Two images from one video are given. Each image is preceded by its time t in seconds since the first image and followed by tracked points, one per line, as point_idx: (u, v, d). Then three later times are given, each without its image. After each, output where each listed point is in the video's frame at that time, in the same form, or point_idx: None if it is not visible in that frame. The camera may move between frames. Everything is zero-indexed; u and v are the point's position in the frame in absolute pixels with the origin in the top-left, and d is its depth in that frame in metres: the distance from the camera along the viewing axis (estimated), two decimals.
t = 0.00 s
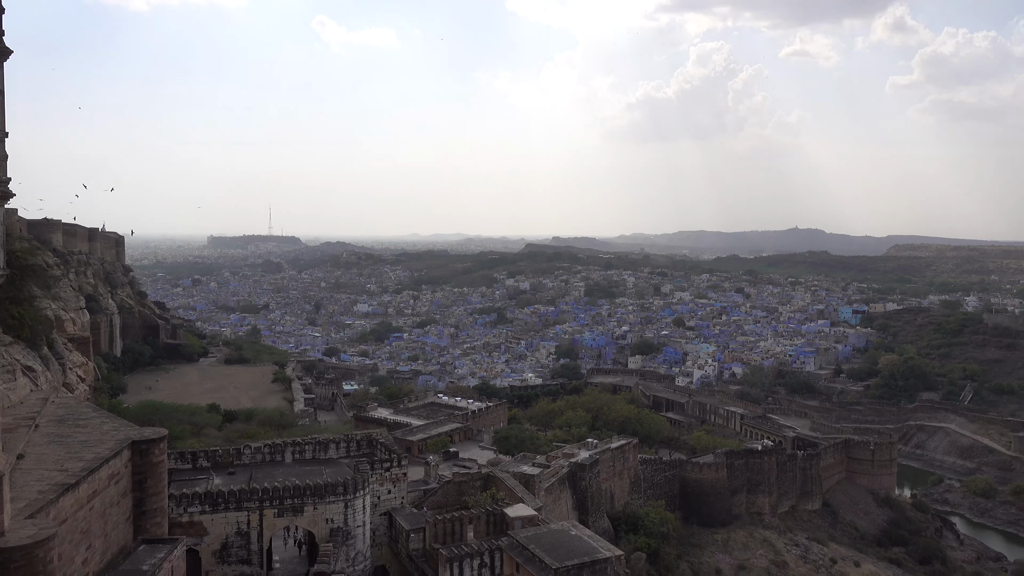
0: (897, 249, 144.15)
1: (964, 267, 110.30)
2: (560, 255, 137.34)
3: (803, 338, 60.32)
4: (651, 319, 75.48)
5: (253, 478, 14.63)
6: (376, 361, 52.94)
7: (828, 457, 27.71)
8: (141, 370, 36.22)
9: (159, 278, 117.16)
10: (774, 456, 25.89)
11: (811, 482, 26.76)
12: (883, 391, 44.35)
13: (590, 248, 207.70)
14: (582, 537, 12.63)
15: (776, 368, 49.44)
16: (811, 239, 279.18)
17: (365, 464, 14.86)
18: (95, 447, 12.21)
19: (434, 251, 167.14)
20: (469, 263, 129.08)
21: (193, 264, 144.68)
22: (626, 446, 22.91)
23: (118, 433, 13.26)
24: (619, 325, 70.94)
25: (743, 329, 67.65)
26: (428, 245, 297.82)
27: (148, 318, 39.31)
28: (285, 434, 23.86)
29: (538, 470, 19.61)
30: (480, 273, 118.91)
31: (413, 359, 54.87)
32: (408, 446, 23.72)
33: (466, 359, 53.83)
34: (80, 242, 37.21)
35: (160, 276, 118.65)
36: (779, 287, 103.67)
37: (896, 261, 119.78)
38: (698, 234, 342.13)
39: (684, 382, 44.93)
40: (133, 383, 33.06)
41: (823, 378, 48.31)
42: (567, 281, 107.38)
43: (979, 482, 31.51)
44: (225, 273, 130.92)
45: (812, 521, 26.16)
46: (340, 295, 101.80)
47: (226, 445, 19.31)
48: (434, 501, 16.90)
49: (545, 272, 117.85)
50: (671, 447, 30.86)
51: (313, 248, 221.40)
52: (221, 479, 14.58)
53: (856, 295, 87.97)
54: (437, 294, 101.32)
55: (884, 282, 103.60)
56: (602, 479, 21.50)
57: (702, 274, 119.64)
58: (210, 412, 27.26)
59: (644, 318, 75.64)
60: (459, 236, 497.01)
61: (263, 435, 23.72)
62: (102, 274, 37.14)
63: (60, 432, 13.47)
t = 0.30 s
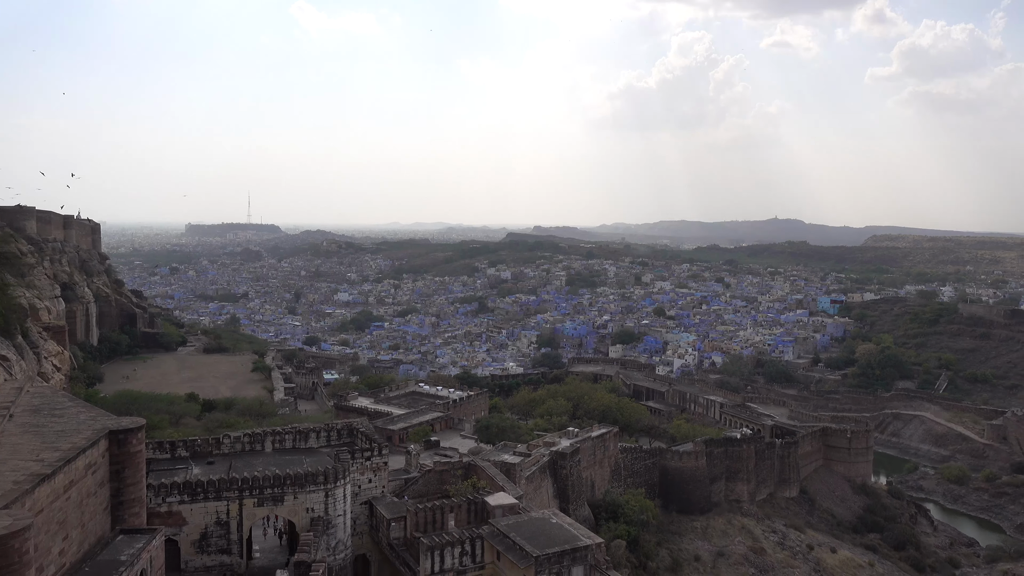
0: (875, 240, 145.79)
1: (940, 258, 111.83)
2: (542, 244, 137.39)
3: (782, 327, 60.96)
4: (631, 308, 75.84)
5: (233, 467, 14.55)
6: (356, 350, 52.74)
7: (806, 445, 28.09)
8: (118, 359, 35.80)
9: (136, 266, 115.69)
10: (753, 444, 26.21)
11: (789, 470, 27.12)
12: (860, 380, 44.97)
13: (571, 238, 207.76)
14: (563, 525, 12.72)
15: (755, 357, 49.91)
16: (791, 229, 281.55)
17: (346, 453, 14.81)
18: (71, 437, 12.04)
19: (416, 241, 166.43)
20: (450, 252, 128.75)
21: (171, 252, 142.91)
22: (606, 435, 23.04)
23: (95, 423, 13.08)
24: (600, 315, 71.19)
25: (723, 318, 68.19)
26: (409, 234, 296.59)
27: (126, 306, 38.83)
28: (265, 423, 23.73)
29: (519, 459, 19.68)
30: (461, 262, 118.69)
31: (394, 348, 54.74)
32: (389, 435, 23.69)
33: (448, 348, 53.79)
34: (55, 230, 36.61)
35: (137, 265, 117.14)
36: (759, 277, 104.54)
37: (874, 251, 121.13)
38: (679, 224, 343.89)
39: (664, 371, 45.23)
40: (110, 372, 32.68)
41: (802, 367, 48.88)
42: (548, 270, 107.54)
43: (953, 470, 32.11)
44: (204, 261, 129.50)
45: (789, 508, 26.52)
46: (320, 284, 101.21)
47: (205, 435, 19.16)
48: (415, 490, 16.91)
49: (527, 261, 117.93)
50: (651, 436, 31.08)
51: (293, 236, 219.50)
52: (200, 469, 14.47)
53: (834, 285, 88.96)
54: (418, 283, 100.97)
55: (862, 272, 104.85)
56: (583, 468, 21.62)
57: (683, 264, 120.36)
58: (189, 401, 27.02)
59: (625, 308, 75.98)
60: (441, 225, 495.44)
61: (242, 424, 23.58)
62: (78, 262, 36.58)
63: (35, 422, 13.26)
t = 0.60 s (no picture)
0: (855, 229, 147.07)
1: (920, 247, 113.12)
2: (526, 234, 137.29)
3: (764, 316, 61.49)
4: (615, 297, 76.11)
5: (216, 459, 14.48)
6: (340, 341, 52.57)
7: (787, 432, 28.39)
8: (98, 350, 35.45)
9: (115, 256, 114.35)
10: (735, 432, 26.47)
11: (771, 458, 27.42)
12: (841, 368, 45.49)
13: (555, 227, 207.94)
14: (547, 514, 12.79)
15: (737, 346, 50.32)
16: (773, 218, 283.38)
17: (330, 444, 14.78)
18: (51, 429, 11.91)
19: (399, 230, 165.66)
20: (433, 242, 128.33)
21: (152, 243, 141.28)
22: (590, 424, 23.16)
23: (76, 415, 12.94)
24: (584, 304, 71.36)
25: (706, 307, 68.64)
26: (393, 224, 295.35)
27: (106, 298, 38.41)
28: (248, 414, 23.62)
29: (503, 448, 19.73)
30: (445, 252, 118.46)
31: (377, 338, 54.63)
32: (373, 425, 23.67)
33: (432, 338, 53.76)
34: (33, 220, 36.10)
35: (117, 255, 115.75)
36: (741, 266, 105.31)
37: (854, 240, 122.15)
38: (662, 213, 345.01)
39: (648, 360, 45.50)
40: (91, 364, 32.35)
41: (783, 355, 49.37)
42: (532, 260, 107.61)
43: (931, 456, 32.62)
44: (185, 251, 128.18)
45: (770, 495, 26.83)
46: (303, 274, 100.61)
47: (188, 426, 19.06)
48: (400, 480, 16.92)
49: (511, 250, 117.93)
50: (634, 424, 31.29)
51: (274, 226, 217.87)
52: (183, 461, 14.38)
53: (816, 274, 89.80)
54: (401, 273, 100.69)
55: (843, 261, 105.80)
56: (567, 457, 21.74)
57: (666, 253, 120.76)
58: (171, 393, 26.83)
59: (609, 297, 76.23)
60: (425, 215, 493.91)
61: (225, 415, 23.46)
62: (57, 253, 36.13)
63: (14, 414, 13.10)
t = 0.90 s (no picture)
0: (843, 219, 147.88)
1: (907, 236, 113.82)
2: (515, 223, 137.17)
3: (753, 305, 61.80)
4: (605, 287, 76.23)
5: (206, 450, 14.43)
6: (329, 331, 52.45)
7: (776, 420, 28.60)
8: (86, 342, 35.22)
9: (103, 248, 113.39)
10: (724, 421, 26.64)
11: (760, 445, 27.61)
12: (829, 356, 45.80)
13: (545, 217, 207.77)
14: (538, 502, 12.84)
15: (726, 335, 50.52)
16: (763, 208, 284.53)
17: (321, 435, 14.75)
18: (39, 422, 11.81)
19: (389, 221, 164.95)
20: (423, 232, 127.98)
21: (139, 234, 140.10)
22: (580, 413, 23.24)
23: (64, 408, 12.85)
24: (574, 294, 71.44)
25: (695, 297, 68.88)
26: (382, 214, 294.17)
27: (94, 289, 38.13)
28: (238, 406, 23.57)
29: (494, 438, 19.77)
30: (434, 242, 118.13)
31: (367, 329, 54.53)
32: (364, 416, 23.66)
33: (422, 329, 53.68)
34: (18, 211, 35.74)
35: (104, 246, 114.80)
36: (731, 255, 105.64)
37: (843, 229, 122.78)
38: (652, 203, 345.24)
39: (637, 349, 45.64)
40: (79, 355, 32.14)
41: (772, 344, 49.65)
42: (522, 250, 107.52)
43: (918, 443, 32.96)
44: (173, 242, 127.26)
45: (759, 483, 27.04)
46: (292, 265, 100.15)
47: (177, 417, 18.99)
48: (391, 470, 16.92)
49: (501, 240, 117.82)
50: (624, 413, 31.43)
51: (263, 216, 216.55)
52: (173, 452, 14.32)
53: (804, 263, 90.22)
54: (391, 264, 100.43)
55: (831, 250, 106.30)
56: (557, 446, 21.81)
57: (656, 243, 121.00)
58: (160, 384, 26.71)
59: (598, 287, 76.34)
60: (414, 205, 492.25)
61: (215, 407, 23.40)
62: (43, 244, 35.79)
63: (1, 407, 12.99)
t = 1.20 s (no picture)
0: (820, 210, 149.20)
1: (883, 227, 115.24)
2: (495, 214, 136.97)
3: (731, 295, 62.35)
4: (584, 278, 76.47)
5: (183, 442, 14.29)
6: (308, 322, 52.12)
7: (754, 410, 28.92)
8: (60, 333, 34.68)
9: (76, 237, 111.53)
10: (702, 410, 26.88)
11: (737, 435, 27.91)
12: (806, 346, 46.35)
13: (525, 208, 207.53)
14: (517, 492, 12.89)
15: (705, 325, 50.93)
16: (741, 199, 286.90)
17: (300, 426, 14.66)
18: (13, 413, 11.61)
19: (368, 211, 163.82)
20: (402, 223, 127.36)
21: (114, 223, 137.98)
22: (560, 404, 23.33)
23: (38, 399, 12.66)
24: (554, 285, 71.53)
25: (674, 287, 69.35)
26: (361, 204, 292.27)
27: (68, 279, 37.53)
28: (215, 397, 23.37)
29: (473, 429, 19.79)
30: (414, 233, 117.63)
31: (346, 319, 54.26)
32: (343, 407, 23.58)
33: (401, 319, 53.51)
34: None
35: (77, 236, 112.91)
36: (709, 246, 106.35)
37: (819, 220, 124.09)
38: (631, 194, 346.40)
39: (617, 340, 45.87)
40: (52, 347, 31.64)
41: (750, 334, 50.16)
42: (502, 241, 107.42)
43: (893, 431, 33.56)
44: (148, 232, 125.50)
45: (737, 471, 27.35)
46: (270, 255, 99.25)
47: (153, 409, 18.79)
48: (370, 461, 16.87)
49: (480, 231, 117.65)
50: (603, 403, 31.60)
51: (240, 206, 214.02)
52: (150, 444, 14.17)
53: (782, 254, 91.08)
54: (370, 254, 99.84)
55: (808, 241, 107.42)
56: (537, 436, 21.89)
57: (635, 234, 121.41)
58: (136, 375, 26.39)
59: (578, 277, 76.54)
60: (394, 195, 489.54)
61: (191, 398, 23.18)
62: (15, 233, 35.13)
63: None
